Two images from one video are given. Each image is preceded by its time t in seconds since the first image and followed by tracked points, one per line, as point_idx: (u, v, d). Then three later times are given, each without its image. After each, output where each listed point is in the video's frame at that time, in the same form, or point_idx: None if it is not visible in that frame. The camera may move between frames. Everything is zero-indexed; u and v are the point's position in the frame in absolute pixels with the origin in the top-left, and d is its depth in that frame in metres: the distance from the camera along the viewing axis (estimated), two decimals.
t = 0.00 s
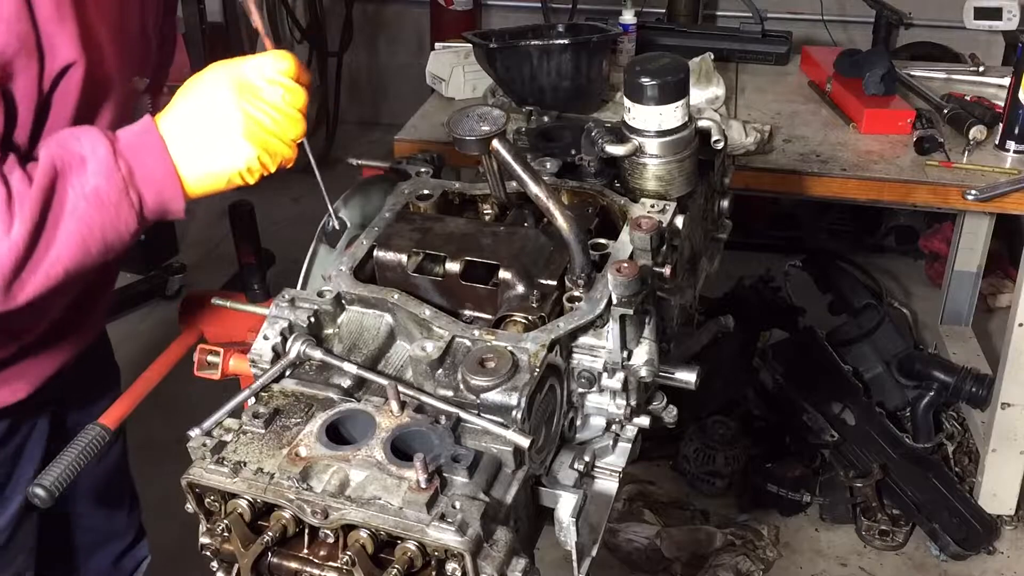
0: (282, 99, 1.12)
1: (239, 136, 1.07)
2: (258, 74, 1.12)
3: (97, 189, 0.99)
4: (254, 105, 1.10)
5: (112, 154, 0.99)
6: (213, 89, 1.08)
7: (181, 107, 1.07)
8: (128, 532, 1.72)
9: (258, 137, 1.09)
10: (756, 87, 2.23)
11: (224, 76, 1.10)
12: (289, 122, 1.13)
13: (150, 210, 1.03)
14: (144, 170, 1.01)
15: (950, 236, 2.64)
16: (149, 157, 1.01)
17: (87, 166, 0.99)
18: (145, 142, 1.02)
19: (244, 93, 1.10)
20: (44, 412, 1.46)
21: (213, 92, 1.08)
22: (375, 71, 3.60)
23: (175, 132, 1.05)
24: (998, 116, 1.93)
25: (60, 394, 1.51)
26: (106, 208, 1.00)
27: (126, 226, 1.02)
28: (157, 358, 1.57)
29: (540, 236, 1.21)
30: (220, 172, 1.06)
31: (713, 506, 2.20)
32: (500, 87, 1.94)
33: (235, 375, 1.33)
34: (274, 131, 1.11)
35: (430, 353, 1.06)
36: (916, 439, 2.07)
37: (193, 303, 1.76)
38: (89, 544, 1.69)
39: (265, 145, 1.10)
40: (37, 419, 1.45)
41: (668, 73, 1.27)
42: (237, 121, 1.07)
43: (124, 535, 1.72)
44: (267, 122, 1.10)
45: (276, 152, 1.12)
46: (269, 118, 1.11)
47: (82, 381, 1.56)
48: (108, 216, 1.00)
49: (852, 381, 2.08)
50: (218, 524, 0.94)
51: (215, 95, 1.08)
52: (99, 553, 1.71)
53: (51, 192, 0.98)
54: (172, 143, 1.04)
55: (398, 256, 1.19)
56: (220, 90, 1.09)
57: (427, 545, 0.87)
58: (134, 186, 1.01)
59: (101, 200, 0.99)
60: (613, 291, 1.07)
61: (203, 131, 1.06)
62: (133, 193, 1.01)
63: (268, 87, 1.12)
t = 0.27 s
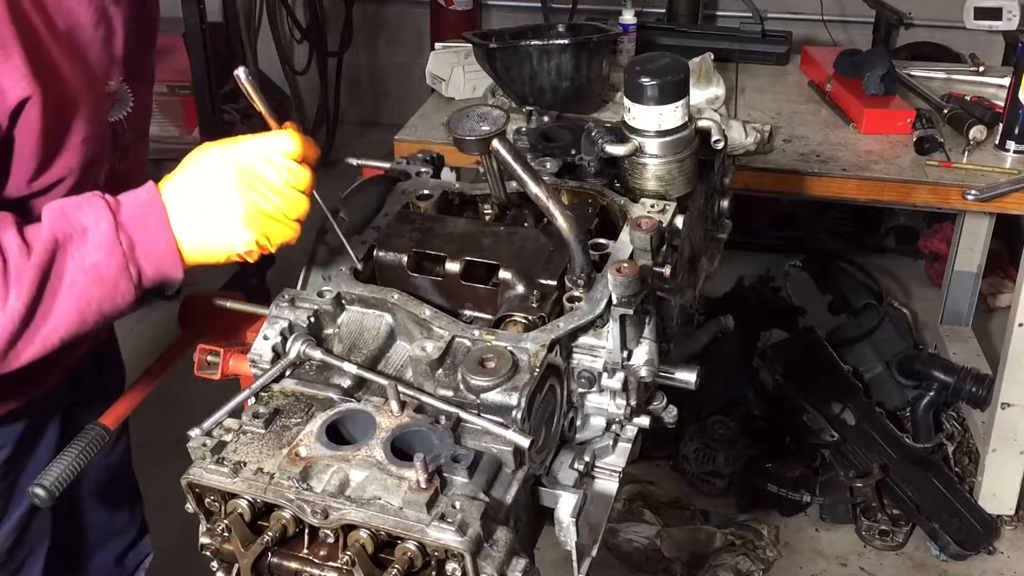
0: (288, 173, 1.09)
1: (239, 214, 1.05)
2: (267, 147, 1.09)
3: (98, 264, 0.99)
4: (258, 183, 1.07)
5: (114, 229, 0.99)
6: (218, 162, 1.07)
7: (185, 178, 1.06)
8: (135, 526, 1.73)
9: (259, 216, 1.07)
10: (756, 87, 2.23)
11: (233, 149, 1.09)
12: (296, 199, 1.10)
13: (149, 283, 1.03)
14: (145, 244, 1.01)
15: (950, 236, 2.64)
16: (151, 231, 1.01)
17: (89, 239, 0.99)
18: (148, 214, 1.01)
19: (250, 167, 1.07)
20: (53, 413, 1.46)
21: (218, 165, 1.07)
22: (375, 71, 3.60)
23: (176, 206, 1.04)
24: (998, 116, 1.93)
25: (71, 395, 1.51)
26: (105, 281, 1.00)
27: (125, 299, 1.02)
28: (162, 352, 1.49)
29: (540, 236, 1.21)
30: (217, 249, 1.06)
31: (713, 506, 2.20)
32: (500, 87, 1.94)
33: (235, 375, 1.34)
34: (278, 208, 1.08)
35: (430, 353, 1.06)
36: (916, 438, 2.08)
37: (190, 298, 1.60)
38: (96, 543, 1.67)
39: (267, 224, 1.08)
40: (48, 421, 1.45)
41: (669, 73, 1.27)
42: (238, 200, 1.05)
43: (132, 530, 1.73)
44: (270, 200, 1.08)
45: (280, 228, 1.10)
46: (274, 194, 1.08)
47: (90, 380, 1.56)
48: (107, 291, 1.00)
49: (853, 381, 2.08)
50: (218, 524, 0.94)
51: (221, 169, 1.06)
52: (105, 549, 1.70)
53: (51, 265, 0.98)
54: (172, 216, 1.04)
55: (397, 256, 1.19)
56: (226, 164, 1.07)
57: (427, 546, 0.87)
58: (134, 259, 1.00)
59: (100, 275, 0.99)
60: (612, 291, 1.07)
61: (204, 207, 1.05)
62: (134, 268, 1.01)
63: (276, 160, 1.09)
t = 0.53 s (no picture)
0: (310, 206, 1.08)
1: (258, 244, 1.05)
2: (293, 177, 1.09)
3: (122, 286, 1.01)
4: (281, 214, 1.07)
5: (140, 253, 1.01)
6: (243, 189, 1.07)
7: (209, 202, 1.07)
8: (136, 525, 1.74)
9: (279, 247, 1.07)
10: (756, 87, 2.23)
11: (260, 177, 1.08)
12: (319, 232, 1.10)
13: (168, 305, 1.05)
14: (169, 269, 1.02)
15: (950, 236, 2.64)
16: (175, 256, 1.02)
17: (113, 261, 1.01)
18: (172, 239, 1.03)
19: (275, 197, 1.07)
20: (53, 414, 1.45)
21: (244, 193, 1.07)
22: (375, 71, 3.60)
23: (198, 230, 1.05)
24: (998, 116, 1.93)
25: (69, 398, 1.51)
26: (128, 304, 1.01)
27: (145, 320, 1.04)
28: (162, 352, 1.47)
29: (540, 236, 1.21)
30: (235, 275, 1.07)
31: (713, 506, 2.20)
32: (500, 87, 1.94)
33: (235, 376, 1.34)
34: (299, 241, 1.08)
35: (431, 353, 1.06)
36: (915, 438, 2.08)
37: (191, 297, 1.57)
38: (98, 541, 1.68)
39: (287, 256, 1.08)
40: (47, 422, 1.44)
41: (669, 73, 1.27)
42: (259, 230, 1.05)
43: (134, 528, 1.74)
44: (292, 232, 1.07)
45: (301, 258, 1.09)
46: (296, 226, 1.08)
47: (90, 380, 1.56)
48: (130, 312, 1.02)
49: (853, 381, 2.08)
50: (218, 524, 0.94)
51: (245, 197, 1.07)
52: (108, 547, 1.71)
53: (76, 286, 1.00)
54: (195, 240, 1.05)
55: (398, 256, 1.20)
56: (251, 193, 1.07)
57: (427, 546, 0.87)
58: (157, 283, 1.02)
59: (124, 297, 1.01)
60: (612, 291, 1.07)
61: (225, 234, 1.05)
62: (156, 290, 1.03)
63: (302, 191, 1.08)
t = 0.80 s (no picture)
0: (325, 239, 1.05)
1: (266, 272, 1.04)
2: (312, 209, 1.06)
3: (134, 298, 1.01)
4: (295, 243, 1.05)
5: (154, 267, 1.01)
6: (261, 215, 1.06)
7: (226, 221, 1.06)
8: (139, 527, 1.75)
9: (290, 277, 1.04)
10: (756, 87, 2.23)
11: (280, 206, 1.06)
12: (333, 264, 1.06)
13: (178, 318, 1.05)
14: (180, 283, 1.02)
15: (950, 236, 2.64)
16: (187, 271, 1.02)
17: (126, 274, 1.01)
18: (185, 254, 1.03)
19: (292, 226, 1.05)
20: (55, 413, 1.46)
21: (261, 218, 1.05)
22: (375, 71, 3.60)
23: (213, 249, 1.05)
24: (998, 116, 1.93)
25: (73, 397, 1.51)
26: (139, 316, 1.02)
27: (154, 332, 1.04)
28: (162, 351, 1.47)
29: (540, 237, 1.21)
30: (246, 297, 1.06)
31: (714, 506, 2.20)
32: (500, 88, 1.94)
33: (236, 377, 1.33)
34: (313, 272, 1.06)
35: (430, 353, 1.06)
36: (916, 438, 2.07)
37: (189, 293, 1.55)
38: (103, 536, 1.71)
39: (297, 286, 1.05)
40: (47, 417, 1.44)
41: (669, 73, 1.27)
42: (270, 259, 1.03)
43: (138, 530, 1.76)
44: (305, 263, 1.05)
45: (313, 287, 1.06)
46: (311, 256, 1.05)
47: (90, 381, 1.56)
48: (140, 324, 1.02)
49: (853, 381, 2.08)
50: (218, 524, 0.94)
51: (262, 223, 1.05)
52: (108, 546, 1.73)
53: (89, 296, 1.00)
54: (208, 255, 1.04)
55: (398, 256, 1.20)
56: (267, 219, 1.05)
57: (427, 546, 0.87)
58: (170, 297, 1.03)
59: (135, 310, 1.01)
60: (612, 291, 1.07)
61: (236, 259, 1.04)
62: (167, 304, 1.03)
63: (320, 222, 1.05)
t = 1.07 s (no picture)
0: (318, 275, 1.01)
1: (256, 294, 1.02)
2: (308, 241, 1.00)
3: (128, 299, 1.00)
4: (287, 273, 1.01)
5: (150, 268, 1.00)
6: (257, 236, 1.01)
7: (223, 232, 1.03)
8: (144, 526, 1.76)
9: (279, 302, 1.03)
10: (756, 87, 2.23)
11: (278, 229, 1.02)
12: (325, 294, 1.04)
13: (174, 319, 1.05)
14: (175, 286, 1.02)
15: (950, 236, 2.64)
16: (182, 276, 1.01)
17: (122, 274, 1.00)
18: (182, 257, 1.02)
19: (286, 257, 1.00)
20: (57, 413, 1.46)
21: (258, 241, 1.01)
22: (375, 71, 3.60)
23: (208, 259, 1.02)
24: (998, 116, 1.93)
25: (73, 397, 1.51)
26: (133, 318, 1.01)
27: (149, 333, 1.04)
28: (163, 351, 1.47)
29: (540, 237, 1.21)
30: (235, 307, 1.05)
31: (714, 506, 2.20)
32: (500, 88, 1.94)
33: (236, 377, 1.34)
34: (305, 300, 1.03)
35: (430, 353, 1.06)
36: (916, 438, 2.07)
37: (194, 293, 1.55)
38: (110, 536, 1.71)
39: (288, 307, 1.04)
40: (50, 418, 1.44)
41: (669, 73, 1.27)
42: (261, 286, 1.01)
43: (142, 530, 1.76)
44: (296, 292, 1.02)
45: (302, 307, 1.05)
46: (303, 287, 1.02)
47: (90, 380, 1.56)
48: (135, 325, 1.02)
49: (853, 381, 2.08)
50: (218, 524, 0.94)
51: (257, 247, 1.01)
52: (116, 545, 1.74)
53: (83, 296, 0.99)
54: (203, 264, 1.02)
55: (398, 256, 1.20)
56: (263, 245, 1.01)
57: (427, 546, 0.87)
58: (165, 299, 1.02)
59: (129, 311, 1.01)
60: (612, 291, 1.07)
61: (226, 277, 1.02)
62: (162, 305, 1.02)
63: (315, 258, 1.00)
